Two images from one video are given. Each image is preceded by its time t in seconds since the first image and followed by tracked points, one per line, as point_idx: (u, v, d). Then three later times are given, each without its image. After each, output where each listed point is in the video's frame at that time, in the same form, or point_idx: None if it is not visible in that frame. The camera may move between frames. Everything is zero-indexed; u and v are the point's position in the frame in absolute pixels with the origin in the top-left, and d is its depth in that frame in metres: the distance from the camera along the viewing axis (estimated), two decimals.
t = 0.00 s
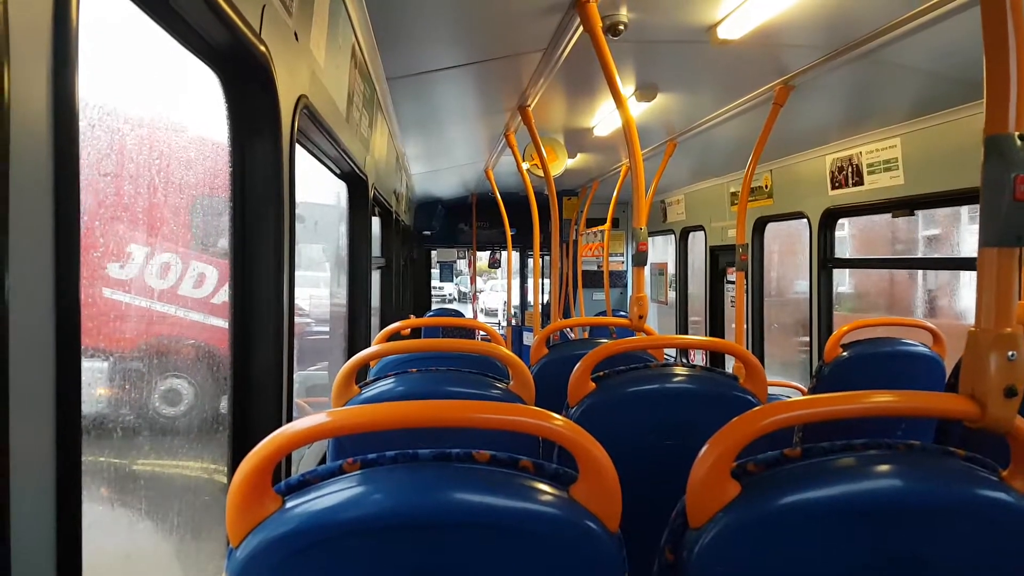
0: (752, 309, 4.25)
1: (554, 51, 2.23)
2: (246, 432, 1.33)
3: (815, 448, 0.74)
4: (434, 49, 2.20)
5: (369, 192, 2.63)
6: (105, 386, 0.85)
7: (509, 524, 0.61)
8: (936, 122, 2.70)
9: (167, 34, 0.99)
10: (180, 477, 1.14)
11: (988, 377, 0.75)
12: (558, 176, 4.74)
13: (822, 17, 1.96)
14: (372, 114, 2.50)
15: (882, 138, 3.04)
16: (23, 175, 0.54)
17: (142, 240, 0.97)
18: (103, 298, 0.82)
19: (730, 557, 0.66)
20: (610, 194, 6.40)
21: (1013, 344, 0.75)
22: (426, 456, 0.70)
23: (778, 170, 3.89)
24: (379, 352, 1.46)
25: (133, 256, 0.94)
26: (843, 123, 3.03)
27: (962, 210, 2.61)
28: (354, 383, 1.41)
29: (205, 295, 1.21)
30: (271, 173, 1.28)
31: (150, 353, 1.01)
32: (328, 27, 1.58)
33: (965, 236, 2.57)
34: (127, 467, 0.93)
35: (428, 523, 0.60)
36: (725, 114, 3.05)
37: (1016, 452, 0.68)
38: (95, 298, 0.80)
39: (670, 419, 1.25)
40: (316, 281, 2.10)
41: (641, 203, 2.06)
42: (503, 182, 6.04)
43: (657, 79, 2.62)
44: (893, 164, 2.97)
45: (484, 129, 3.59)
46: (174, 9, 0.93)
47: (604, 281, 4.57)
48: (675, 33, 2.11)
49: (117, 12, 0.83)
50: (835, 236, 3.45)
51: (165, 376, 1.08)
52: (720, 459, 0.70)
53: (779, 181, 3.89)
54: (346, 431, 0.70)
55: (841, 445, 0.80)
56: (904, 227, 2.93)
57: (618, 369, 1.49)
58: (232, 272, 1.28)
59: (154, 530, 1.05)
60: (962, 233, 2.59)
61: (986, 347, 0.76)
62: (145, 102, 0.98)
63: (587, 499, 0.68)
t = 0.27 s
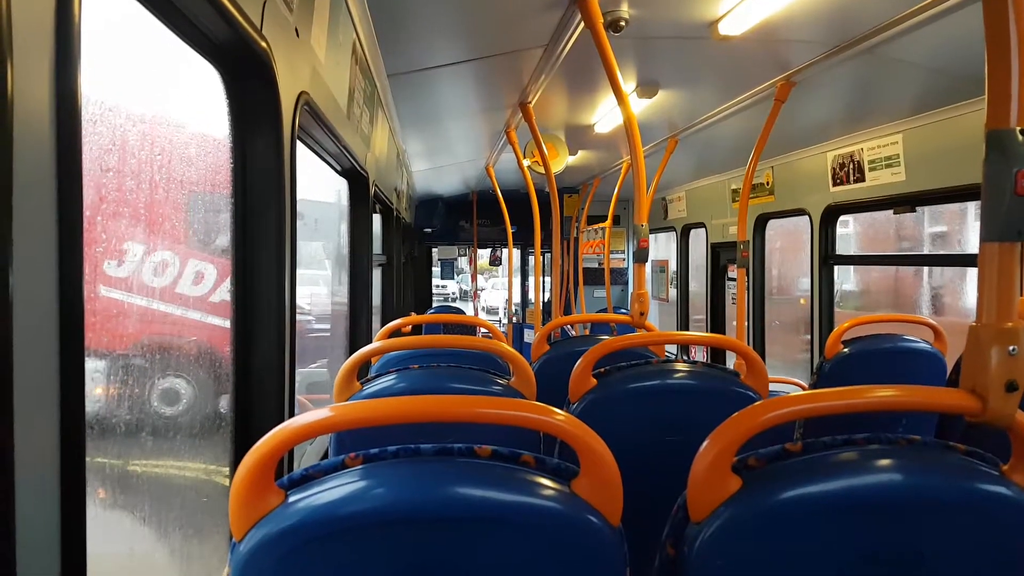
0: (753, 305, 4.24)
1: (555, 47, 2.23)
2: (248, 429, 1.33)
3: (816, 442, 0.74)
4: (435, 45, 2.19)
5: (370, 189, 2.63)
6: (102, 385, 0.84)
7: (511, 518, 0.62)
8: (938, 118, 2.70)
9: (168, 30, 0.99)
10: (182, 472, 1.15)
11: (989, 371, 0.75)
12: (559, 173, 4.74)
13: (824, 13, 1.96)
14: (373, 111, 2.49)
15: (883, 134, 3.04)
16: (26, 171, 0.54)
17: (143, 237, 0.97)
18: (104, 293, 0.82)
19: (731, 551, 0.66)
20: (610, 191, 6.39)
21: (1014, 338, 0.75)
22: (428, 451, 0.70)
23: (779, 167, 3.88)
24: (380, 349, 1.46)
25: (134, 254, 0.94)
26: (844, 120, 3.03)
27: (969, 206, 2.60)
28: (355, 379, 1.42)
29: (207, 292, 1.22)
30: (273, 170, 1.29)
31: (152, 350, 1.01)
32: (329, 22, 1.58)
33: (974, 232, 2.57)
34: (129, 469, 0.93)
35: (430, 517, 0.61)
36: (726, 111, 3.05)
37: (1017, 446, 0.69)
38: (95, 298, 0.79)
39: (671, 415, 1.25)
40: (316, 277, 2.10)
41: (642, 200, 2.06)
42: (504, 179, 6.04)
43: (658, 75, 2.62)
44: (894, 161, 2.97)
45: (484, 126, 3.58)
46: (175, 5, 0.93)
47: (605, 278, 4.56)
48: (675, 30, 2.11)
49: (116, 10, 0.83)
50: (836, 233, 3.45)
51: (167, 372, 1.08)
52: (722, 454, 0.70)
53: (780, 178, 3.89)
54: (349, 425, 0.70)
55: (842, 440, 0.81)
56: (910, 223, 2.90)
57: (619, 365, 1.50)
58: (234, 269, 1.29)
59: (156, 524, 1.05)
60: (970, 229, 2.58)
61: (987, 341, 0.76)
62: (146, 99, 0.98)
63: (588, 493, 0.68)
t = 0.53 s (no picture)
0: (753, 302, 4.24)
1: (556, 44, 2.22)
2: (249, 426, 1.34)
3: (814, 439, 0.74)
4: (435, 42, 2.19)
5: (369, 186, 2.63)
6: (99, 385, 0.83)
7: (511, 515, 0.62)
8: (938, 115, 2.69)
9: (170, 28, 0.99)
10: (183, 470, 1.15)
11: (985, 369, 0.75)
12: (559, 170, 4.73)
13: (824, 10, 1.96)
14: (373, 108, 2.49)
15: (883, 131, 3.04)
16: (29, 170, 0.54)
17: (144, 235, 0.97)
18: (105, 293, 0.82)
19: (729, 547, 0.66)
20: (611, 188, 6.38)
21: (1010, 335, 0.75)
22: (428, 448, 0.71)
23: (779, 164, 3.88)
24: (380, 346, 1.47)
25: (135, 253, 0.94)
26: (844, 117, 3.03)
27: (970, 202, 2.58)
28: (355, 376, 1.42)
29: (208, 290, 1.22)
30: (274, 168, 1.29)
31: (154, 347, 1.02)
32: (329, 19, 1.58)
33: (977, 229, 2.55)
34: (133, 468, 0.94)
35: (430, 514, 0.61)
36: (726, 108, 3.04)
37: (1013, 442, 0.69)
38: (95, 297, 0.80)
39: (670, 412, 1.25)
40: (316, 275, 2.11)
41: (642, 197, 2.06)
42: (504, 176, 6.03)
43: (658, 73, 2.62)
44: (894, 158, 2.97)
45: (484, 123, 3.58)
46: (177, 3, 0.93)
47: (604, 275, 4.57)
48: (675, 27, 2.11)
49: (117, 7, 0.83)
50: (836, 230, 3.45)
51: (169, 369, 1.08)
52: (720, 451, 0.71)
53: (780, 175, 3.88)
54: (349, 422, 0.71)
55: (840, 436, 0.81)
56: (914, 220, 2.88)
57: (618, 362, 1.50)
58: (235, 267, 1.29)
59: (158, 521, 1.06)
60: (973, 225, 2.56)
61: (984, 339, 0.76)
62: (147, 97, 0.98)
63: (587, 489, 0.68)
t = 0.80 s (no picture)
0: (754, 301, 4.24)
1: (556, 42, 2.22)
2: (249, 425, 1.34)
3: (815, 438, 0.74)
4: (436, 40, 2.19)
5: (370, 185, 2.64)
6: (101, 386, 0.83)
7: (511, 513, 0.62)
8: (939, 114, 2.69)
9: (170, 26, 0.99)
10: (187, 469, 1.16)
11: (986, 367, 0.75)
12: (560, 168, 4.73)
13: (826, 8, 1.95)
14: (373, 107, 2.49)
15: (884, 129, 3.03)
16: (30, 168, 0.54)
17: (145, 234, 0.97)
18: (104, 293, 0.82)
19: (729, 546, 0.66)
20: (612, 187, 6.38)
21: (1011, 334, 0.75)
22: (429, 446, 0.71)
23: (780, 162, 3.87)
24: (381, 344, 1.47)
25: (136, 252, 0.94)
26: (846, 115, 3.02)
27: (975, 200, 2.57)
28: (356, 375, 1.42)
29: (209, 290, 1.22)
30: (274, 166, 1.29)
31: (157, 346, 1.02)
32: (329, 18, 1.58)
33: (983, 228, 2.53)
34: (137, 466, 0.94)
35: (431, 512, 0.61)
36: (727, 106, 3.04)
37: (1016, 441, 0.69)
38: (94, 296, 0.79)
39: (671, 410, 1.25)
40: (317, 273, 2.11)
41: (643, 196, 2.06)
42: (505, 175, 6.03)
43: (659, 71, 2.62)
44: (895, 157, 2.96)
45: (485, 121, 3.58)
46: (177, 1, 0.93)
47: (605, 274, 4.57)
48: (676, 25, 2.10)
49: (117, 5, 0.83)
50: (837, 228, 3.44)
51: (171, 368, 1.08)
52: (720, 449, 0.71)
53: (781, 173, 3.88)
54: (350, 421, 0.71)
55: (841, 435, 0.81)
56: (919, 219, 2.86)
57: (619, 361, 1.50)
58: (235, 266, 1.29)
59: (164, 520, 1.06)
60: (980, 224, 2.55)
61: (985, 337, 0.76)
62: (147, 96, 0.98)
63: (587, 488, 0.69)
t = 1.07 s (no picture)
0: (754, 300, 4.23)
1: (557, 42, 2.22)
2: (251, 424, 1.34)
3: (814, 437, 0.75)
4: (436, 40, 2.19)
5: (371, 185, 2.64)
6: (104, 385, 0.84)
7: (512, 512, 0.63)
8: (939, 113, 2.69)
9: (172, 27, 0.99)
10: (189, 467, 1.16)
11: (985, 366, 0.75)
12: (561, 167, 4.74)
13: (827, 8, 1.95)
14: (374, 106, 2.50)
15: (884, 129, 3.03)
16: (35, 172, 0.55)
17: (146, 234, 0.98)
18: (105, 294, 0.82)
19: (729, 545, 0.67)
20: (612, 186, 6.38)
21: (1010, 333, 0.75)
22: (431, 445, 0.71)
23: (780, 162, 3.88)
24: (382, 344, 1.47)
25: (139, 252, 0.94)
26: (846, 114, 3.02)
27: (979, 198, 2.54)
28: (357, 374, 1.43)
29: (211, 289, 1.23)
30: (275, 166, 1.29)
31: (159, 346, 1.02)
32: (330, 17, 1.58)
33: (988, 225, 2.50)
34: (139, 465, 0.94)
35: (433, 511, 0.62)
36: (727, 105, 3.04)
37: (1014, 440, 0.69)
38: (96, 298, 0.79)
39: (672, 410, 1.26)
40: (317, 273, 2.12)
41: (643, 195, 2.06)
42: (505, 174, 6.04)
43: (659, 70, 2.62)
44: (895, 156, 2.97)
45: (485, 121, 3.58)
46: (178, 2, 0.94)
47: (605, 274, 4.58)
48: (677, 25, 2.10)
49: (119, 4, 0.83)
50: (837, 227, 3.45)
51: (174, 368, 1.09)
52: (721, 448, 0.71)
53: (781, 172, 3.88)
54: (352, 421, 0.71)
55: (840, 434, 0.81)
56: (923, 219, 2.81)
57: (619, 360, 1.50)
58: (236, 265, 1.30)
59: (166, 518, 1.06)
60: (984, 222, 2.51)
61: (984, 336, 0.77)
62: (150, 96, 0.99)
63: (588, 487, 0.69)
